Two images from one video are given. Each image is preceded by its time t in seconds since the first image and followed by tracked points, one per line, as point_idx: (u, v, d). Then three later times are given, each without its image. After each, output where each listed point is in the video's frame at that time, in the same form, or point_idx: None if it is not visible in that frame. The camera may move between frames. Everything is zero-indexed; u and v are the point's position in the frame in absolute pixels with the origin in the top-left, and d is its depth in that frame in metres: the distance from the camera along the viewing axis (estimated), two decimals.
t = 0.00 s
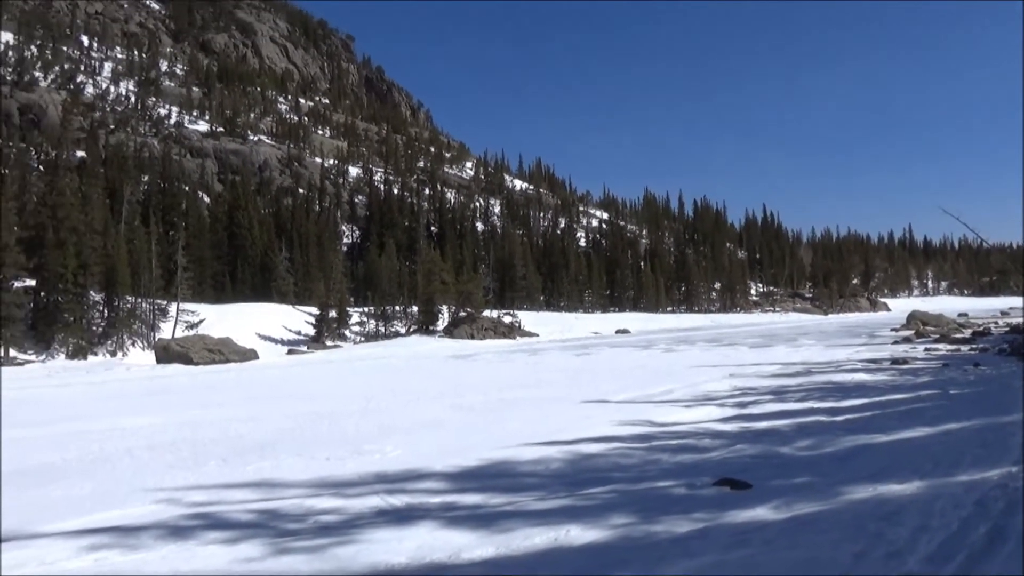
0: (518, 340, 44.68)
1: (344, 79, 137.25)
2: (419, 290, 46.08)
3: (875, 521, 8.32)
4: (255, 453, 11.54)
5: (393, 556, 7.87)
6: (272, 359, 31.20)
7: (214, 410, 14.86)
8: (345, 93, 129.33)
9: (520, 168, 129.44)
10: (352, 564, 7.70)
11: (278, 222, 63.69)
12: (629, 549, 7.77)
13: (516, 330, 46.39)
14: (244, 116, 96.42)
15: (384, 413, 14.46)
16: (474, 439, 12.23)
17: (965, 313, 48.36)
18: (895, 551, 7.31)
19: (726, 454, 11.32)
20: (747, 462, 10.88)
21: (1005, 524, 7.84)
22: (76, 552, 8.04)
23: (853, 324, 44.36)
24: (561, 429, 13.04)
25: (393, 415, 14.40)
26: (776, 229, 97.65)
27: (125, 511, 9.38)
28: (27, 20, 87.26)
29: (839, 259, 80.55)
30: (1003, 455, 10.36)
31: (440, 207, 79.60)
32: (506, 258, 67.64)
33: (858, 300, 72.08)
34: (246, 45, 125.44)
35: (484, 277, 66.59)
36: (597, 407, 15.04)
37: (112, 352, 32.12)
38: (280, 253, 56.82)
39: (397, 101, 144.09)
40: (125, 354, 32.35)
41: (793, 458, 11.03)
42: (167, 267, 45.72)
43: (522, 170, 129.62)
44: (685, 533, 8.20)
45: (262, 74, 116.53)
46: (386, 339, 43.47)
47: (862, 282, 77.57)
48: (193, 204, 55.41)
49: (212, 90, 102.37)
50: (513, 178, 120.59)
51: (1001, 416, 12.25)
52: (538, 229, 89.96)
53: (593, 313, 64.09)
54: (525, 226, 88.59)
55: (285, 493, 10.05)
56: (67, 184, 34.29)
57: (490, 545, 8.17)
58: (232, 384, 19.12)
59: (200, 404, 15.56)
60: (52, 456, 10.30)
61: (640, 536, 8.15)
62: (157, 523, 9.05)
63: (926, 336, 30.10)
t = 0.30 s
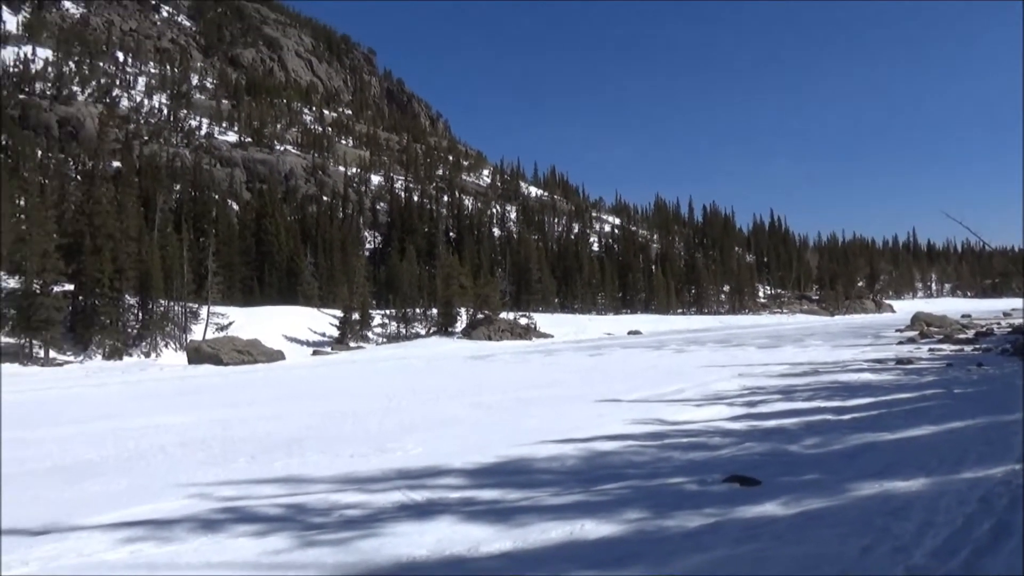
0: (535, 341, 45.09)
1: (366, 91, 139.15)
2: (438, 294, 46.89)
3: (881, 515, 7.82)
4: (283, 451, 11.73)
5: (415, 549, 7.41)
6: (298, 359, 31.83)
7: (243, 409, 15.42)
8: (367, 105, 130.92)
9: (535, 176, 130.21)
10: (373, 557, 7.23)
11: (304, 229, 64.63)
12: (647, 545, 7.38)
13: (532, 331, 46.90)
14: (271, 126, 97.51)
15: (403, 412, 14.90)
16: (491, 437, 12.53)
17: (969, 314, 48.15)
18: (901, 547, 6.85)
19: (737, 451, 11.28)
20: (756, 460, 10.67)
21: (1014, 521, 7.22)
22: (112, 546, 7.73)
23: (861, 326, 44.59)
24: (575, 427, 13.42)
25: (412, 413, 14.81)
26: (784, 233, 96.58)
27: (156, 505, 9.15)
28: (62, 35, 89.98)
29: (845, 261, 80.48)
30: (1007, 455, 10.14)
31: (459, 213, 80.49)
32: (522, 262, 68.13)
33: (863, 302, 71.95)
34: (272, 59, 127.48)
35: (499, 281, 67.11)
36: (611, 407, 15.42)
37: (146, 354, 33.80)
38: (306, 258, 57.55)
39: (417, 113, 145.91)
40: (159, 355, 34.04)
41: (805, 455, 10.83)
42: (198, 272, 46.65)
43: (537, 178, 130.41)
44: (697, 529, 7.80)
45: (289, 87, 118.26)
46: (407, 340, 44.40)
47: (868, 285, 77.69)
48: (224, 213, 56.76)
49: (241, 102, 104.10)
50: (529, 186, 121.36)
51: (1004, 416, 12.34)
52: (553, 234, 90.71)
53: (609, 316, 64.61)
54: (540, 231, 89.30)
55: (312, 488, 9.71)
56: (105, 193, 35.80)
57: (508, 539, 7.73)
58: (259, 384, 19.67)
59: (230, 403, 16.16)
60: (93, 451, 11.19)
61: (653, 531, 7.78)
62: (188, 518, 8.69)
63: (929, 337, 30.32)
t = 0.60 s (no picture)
0: (551, 344, 45.26)
1: (383, 98, 140.08)
2: (454, 298, 47.30)
3: (897, 517, 7.79)
4: (301, 454, 11.81)
5: (432, 552, 7.50)
6: (316, 362, 32.09)
7: (262, 411, 15.64)
8: (383, 111, 131.78)
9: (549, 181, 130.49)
10: (393, 559, 7.31)
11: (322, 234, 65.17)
12: (659, 547, 7.47)
13: (546, 334, 46.98)
14: (289, 133, 98.34)
15: (421, 414, 15.11)
16: (507, 440, 12.63)
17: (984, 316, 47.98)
18: (918, 550, 6.87)
19: (752, 453, 11.30)
20: (770, 462, 10.70)
21: None
22: (136, 546, 7.74)
23: (874, 328, 44.50)
24: (590, 429, 13.55)
25: (429, 416, 15.02)
26: (797, 236, 96.43)
27: (178, 507, 9.06)
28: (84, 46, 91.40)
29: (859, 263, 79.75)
30: None
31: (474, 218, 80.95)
32: (536, 266, 68.34)
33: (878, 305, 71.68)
34: (290, 67, 128.73)
35: (514, 285, 67.38)
36: (626, 409, 15.51)
37: (167, 356, 34.34)
38: (324, 263, 57.98)
39: (432, 119, 146.69)
40: (180, 358, 34.53)
41: (820, 457, 10.85)
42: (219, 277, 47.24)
43: (551, 182, 130.63)
44: (713, 531, 7.88)
45: (307, 95, 119.23)
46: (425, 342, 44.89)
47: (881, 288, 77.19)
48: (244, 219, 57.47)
49: (260, 109, 105.09)
50: (544, 191, 121.54)
51: None
52: (568, 238, 90.81)
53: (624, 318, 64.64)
54: (554, 235, 89.49)
55: (330, 490, 9.73)
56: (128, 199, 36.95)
57: (524, 540, 7.82)
58: (279, 387, 19.99)
59: (249, 405, 16.42)
60: (114, 454, 11.40)
61: (669, 533, 7.85)
62: (211, 518, 8.68)
63: (944, 340, 30.20)
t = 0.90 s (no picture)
0: (566, 349, 45.15)
1: (398, 104, 140.65)
2: (469, 303, 47.41)
3: (917, 523, 7.70)
4: (317, 458, 11.86)
5: (447, 556, 7.50)
6: (331, 367, 32.19)
7: (278, 415, 15.74)
8: (398, 117, 132.32)
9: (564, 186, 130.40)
10: (409, 563, 7.32)
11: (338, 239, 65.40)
12: (675, 553, 7.43)
13: (561, 338, 46.83)
14: (305, 139, 98.87)
15: (436, 419, 15.14)
16: (522, 445, 12.60)
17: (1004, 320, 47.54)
18: (939, 557, 6.78)
19: (768, 458, 11.23)
20: (787, 467, 10.62)
21: None
22: (155, 548, 7.79)
23: (892, 332, 44.16)
24: (606, 434, 13.50)
25: (445, 420, 15.04)
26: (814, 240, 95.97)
27: (197, 510, 9.11)
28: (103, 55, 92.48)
29: (877, 267, 78.79)
30: None
31: (488, 223, 81.10)
32: (550, 270, 68.24)
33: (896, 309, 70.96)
34: (306, 73, 129.68)
35: (529, 289, 67.36)
36: (641, 414, 15.44)
37: (184, 362, 34.57)
38: (339, 268, 58.15)
39: (447, 125, 147.12)
40: (196, 363, 34.70)
41: (837, 463, 10.76)
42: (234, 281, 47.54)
43: (565, 187, 130.54)
44: (729, 537, 7.83)
45: (323, 101, 119.89)
46: (439, 347, 45.03)
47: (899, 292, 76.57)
48: (260, 224, 57.88)
49: (275, 115, 105.75)
50: (559, 196, 121.41)
51: None
52: (582, 243, 90.68)
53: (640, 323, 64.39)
54: (569, 240, 89.42)
55: (347, 494, 9.76)
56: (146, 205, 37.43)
57: (539, 546, 7.79)
58: (296, 390, 20.13)
59: (266, 409, 16.55)
60: (133, 458, 11.52)
61: (684, 539, 7.81)
62: (229, 522, 8.72)
63: (963, 344, 29.87)
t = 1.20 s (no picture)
0: (580, 354, 45.09)
1: (412, 110, 141.26)
2: (483, 307, 47.47)
3: (936, 531, 7.63)
4: (332, 463, 11.88)
5: (462, 561, 7.50)
6: (345, 372, 32.31)
7: (294, 419, 15.83)
8: (412, 122, 132.86)
9: (578, 190, 130.27)
10: (424, 569, 7.31)
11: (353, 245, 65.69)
12: (691, 559, 7.40)
13: (576, 343, 46.76)
14: (320, 145, 99.43)
15: (450, 424, 15.15)
16: (536, 450, 12.59)
17: None
18: (958, 564, 6.71)
19: (785, 465, 11.15)
20: (803, 473, 10.55)
21: None
22: (171, 552, 7.84)
23: (910, 337, 43.76)
24: (620, 439, 13.46)
25: (459, 425, 15.06)
26: (830, 244, 95.32)
27: (214, 514, 9.16)
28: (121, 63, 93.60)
29: (893, 271, 77.95)
30: None
31: (502, 228, 81.20)
32: (565, 275, 68.16)
33: (913, 314, 70.23)
34: (321, 80, 130.58)
35: (543, 295, 67.35)
36: (655, 419, 15.39)
37: (201, 366, 34.81)
38: (354, 274, 58.35)
39: (462, 130, 147.57)
40: (213, 367, 34.93)
41: (855, 469, 10.68)
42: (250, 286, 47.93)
43: (579, 191, 130.48)
44: (746, 543, 7.79)
45: (337, 107, 120.56)
46: (453, 352, 45.09)
47: (917, 297, 75.86)
48: (275, 229, 58.33)
49: (291, 121, 106.47)
50: (573, 201, 121.33)
51: None
52: (596, 248, 90.55)
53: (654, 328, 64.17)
54: (582, 245, 89.31)
55: (361, 500, 9.78)
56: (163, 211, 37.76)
57: (554, 552, 7.78)
58: (310, 396, 20.21)
59: (281, 413, 16.63)
60: (150, 462, 11.61)
61: (700, 545, 7.78)
62: (244, 526, 8.76)
63: (982, 349, 29.56)
